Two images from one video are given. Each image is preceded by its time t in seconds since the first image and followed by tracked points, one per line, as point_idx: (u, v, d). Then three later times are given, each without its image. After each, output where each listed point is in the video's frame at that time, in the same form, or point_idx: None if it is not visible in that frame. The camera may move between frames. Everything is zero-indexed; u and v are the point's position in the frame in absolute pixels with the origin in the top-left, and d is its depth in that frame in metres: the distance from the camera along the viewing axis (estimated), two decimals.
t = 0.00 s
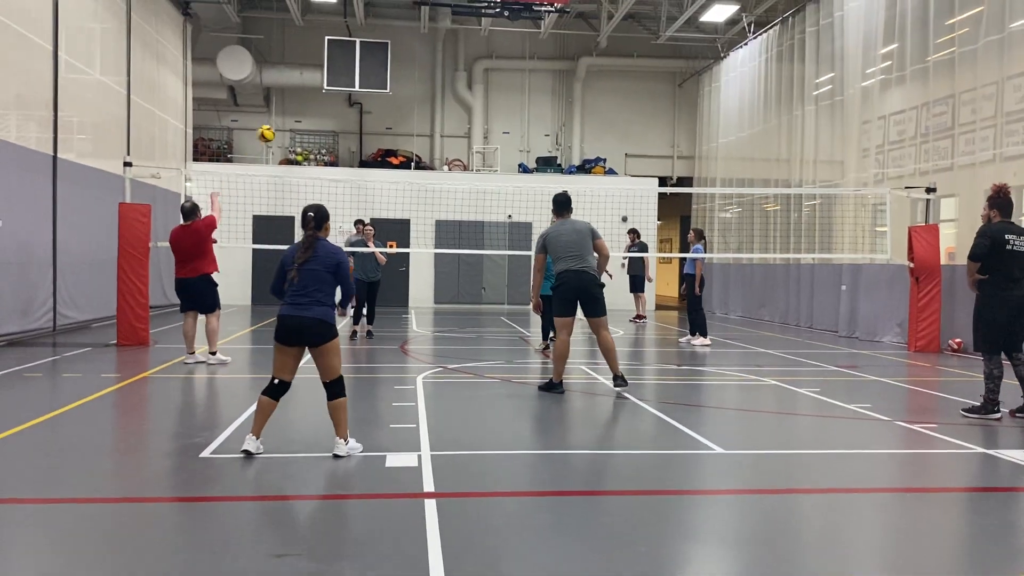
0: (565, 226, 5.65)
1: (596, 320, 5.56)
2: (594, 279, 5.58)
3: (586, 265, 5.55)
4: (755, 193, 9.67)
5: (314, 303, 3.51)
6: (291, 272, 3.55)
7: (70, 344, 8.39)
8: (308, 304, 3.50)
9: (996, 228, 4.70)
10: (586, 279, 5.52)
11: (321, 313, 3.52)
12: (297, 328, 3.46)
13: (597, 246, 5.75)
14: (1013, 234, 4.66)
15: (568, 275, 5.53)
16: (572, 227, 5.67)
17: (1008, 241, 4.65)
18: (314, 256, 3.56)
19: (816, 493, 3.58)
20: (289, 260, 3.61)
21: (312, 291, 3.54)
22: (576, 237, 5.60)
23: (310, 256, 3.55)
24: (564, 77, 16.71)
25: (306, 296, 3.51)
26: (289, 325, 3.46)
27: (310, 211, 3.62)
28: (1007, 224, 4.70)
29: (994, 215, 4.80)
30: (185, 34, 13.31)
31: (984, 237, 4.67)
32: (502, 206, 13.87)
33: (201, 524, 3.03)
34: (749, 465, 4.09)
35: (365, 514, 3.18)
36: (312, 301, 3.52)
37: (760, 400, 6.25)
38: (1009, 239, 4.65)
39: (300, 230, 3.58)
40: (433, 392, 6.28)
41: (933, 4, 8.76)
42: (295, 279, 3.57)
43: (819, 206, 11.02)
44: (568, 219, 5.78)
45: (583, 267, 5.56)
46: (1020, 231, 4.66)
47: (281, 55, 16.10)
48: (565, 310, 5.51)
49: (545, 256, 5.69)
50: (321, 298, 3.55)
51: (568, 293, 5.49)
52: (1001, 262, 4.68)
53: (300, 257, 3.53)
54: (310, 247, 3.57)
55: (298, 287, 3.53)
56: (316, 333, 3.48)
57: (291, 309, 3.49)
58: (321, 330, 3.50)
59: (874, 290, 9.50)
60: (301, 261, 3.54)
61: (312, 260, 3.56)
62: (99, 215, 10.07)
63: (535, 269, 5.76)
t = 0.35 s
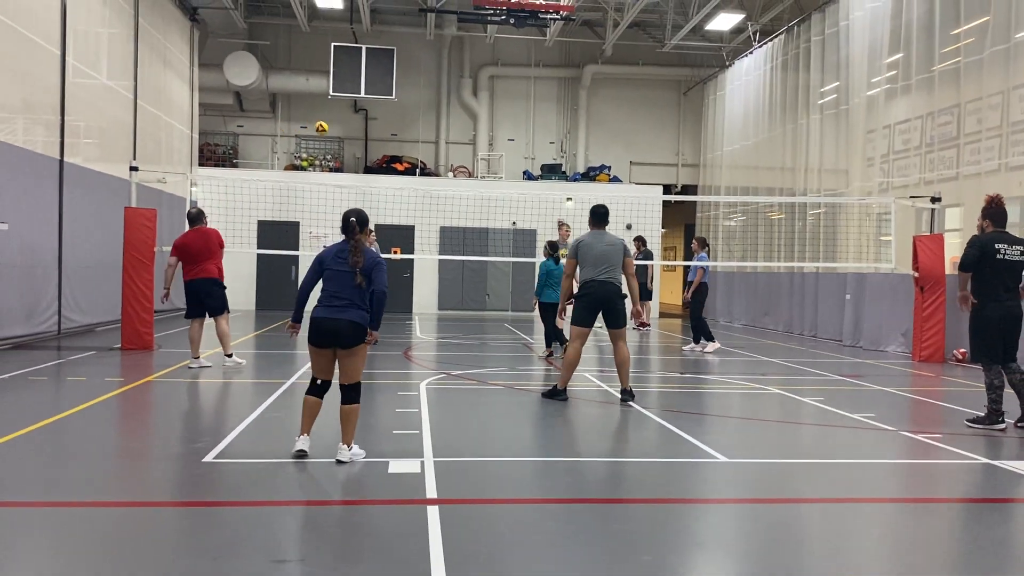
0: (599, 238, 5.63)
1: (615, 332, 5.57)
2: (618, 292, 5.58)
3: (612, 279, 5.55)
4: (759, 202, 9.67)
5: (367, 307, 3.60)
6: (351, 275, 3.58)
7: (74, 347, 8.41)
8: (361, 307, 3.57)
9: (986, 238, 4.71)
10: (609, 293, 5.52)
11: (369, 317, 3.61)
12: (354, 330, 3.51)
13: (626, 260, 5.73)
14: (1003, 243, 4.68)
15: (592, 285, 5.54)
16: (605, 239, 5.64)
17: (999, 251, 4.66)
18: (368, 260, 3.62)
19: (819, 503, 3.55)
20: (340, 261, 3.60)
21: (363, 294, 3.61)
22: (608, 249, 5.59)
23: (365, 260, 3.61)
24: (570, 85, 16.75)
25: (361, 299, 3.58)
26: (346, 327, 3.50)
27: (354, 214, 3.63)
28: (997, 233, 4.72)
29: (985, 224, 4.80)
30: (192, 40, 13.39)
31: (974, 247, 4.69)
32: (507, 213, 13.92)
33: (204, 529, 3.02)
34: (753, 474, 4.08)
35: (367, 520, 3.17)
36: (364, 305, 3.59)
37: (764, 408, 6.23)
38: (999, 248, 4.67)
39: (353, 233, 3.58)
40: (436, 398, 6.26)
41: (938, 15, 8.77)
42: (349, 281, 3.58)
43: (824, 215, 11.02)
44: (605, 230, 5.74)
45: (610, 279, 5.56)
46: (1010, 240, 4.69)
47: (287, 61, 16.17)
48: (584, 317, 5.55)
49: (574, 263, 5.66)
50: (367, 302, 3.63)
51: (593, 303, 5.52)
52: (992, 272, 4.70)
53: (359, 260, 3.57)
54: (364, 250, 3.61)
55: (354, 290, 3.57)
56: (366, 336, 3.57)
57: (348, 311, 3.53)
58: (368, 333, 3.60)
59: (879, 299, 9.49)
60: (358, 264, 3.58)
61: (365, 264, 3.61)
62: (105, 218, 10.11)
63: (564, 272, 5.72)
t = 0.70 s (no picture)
0: (613, 241, 5.63)
1: (623, 333, 5.55)
2: (630, 295, 5.58)
3: (624, 282, 5.56)
4: (761, 205, 9.67)
5: (375, 308, 3.60)
6: (358, 278, 3.57)
7: (76, 348, 8.41)
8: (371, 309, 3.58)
9: (986, 242, 4.71)
10: (621, 295, 5.53)
11: (378, 318, 3.62)
12: (362, 332, 3.53)
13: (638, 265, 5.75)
14: (1002, 246, 4.68)
15: (604, 287, 5.54)
16: (618, 243, 5.65)
17: (998, 254, 4.67)
18: (375, 264, 3.60)
19: (820, 506, 3.55)
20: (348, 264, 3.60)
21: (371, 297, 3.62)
22: (621, 252, 5.60)
23: (372, 264, 3.59)
24: (571, 87, 16.78)
25: (369, 301, 3.57)
26: (352, 329, 3.52)
27: (363, 219, 3.62)
28: (996, 237, 4.72)
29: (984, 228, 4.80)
30: (194, 42, 13.43)
31: (975, 252, 4.69)
32: (508, 216, 13.99)
33: (205, 530, 3.02)
34: (754, 477, 4.07)
35: (370, 521, 3.18)
36: (373, 306, 3.60)
37: (766, 411, 6.21)
38: (998, 251, 4.67)
39: (361, 238, 3.57)
40: (437, 400, 6.26)
41: (940, 18, 8.78)
42: (355, 285, 3.59)
43: (825, 218, 11.04)
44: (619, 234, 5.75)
45: (621, 281, 5.57)
46: (1009, 243, 4.69)
47: (289, 63, 16.19)
48: (595, 320, 5.57)
49: (587, 264, 5.66)
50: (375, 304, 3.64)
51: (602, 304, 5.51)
52: (991, 275, 4.70)
53: (365, 264, 3.55)
54: (372, 253, 3.60)
55: (360, 293, 3.57)
56: (375, 338, 3.58)
57: (354, 313, 3.54)
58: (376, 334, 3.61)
59: (880, 302, 9.48)
60: (364, 267, 3.57)
61: (372, 268, 3.60)
62: (107, 219, 10.12)
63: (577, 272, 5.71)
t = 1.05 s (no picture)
0: (605, 242, 5.66)
1: (620, 333, 5.52)
2: (625, 294, 5.58)
3: (618, 282, 5.56)
4: (762, 205, 9.66)
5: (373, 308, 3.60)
6: (352, 280, 3.57)
7: (76, 349, 8.41)
8: (368, 308, 3.58)
9: (995, 244, 4.72)
10: (616, 294, 5.52)
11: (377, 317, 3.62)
12: (361, 331, 3.54)
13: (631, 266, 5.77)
14: (1011, 250, 4.68)
15: (598, 287, 5.54)
16: (611, 244, 5.68)
17: (1006, 257, 4.67)
18: (370, 266, 3.63)
19: (820, 508, 3.55)
20: (342, 268, 3.61)
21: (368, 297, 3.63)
22: (614, 253, 5.61)
23: (367, 266, 3.61)
24: (572, 88, 16.79)
25: (365, 301, 3.58)
26: (351, 329, 3.52)
27: (354, 223, 3.64)
28: (1006, 239, 4.72)
29: (996, 232, 4.80)
30: (195, 43, 13.44)
31: (983, 254, 4.71)
32: (508, 217, 13.95)
33: (205, 531, 3.02)
34: (754, 478, 4.07)
35: (370, 522, 3.18)
36: (370, 306, 3.60)
37: (766, 412, 6.20)
38: (1006, 254, 4.67)
39: (353, 242, 3.59)
40: (437, 401, 6.25)
41: (941, 19, 8.78)
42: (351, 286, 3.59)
43: (826, 219, 11.04)
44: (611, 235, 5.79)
45: (616, 281, 5.56)
46: (1018, 247, 4.69)
47: (290, 64, 16.21)
48: (592, 322, 5.54)
49: (580, 266, 5.66)
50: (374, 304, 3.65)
51: (597, 305, 5.49)
52: (997, 279, 4.69)
53: (359, 266, 3.57)
54: (365, 255, 3.62)
55: (358, 294, 3.58)
56: (375, 337, 3.59)
57: (352, 314, 3.54)
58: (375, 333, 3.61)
59: (881, 304, 9.48)
60: (359, 269, 3.58)
61: (367, 269, 3.62)
62: (107, 221, 10.12)
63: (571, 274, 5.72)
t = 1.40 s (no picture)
0: (607, 241, 5.64)
1: (621, 333, 5.52)
2: (625, 294, 5.57)
3: (617, 283, 5.56)
4: (762, 204, 9.65)
5: (369, 305, 3.60)
6: (343, 280, 3.60)
7: (76, 350, 8.40)
8: (364, 304, 3.59)
9: (1003, 239, 4.70)
10: (616, 296, 5.52)
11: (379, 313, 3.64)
12: (358, 325, 3.52)
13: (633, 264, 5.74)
14: (1018, 247, 4.65)
15: (599, 288, 5.54)
16: (612, 243, 5.65)
17: (1014, 253, 4.63)
18: (365, 266, 3.67)
19: (820, 508, 3.55)
20: (336, 271, 3.66)
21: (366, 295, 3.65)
22: (614, 252, 5.59)
23: (361, 266, 3.65)
24: (572, 88, 16.79)
25: (359, 299, 3.58)
26: (347, 325, 3.52)
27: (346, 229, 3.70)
28: (1012, 237, 4.70)
29: (1004, 231, 4.76)
30: (195, 43, 13.45)
31: (990, 247, 4.69)
32: (509, 217, 13.96)
33: (205, 531, 3.02)
34: (754, 478, 4.07)
35: (369, 523, 3.17)
36: (366, 303, 3.60)
37: (766, 412, 6.19)
38: (1014, 251, 4.64)
39: (345, 245, 3.64)
40: (438, 401, 6.25)
41: (941, 18, 8.78)
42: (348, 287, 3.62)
43: (826, 218, 11.04)
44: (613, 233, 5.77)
45: (616, 282, 5.56)
46: None
47: (291, 64, 16.21)
48: (593, 322, 5.55)
49: (581, 264, 5.66)
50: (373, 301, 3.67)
51: (598, 307, 5.49)
52: (1001, 277, 4.68)
53: (350, 266, 3.59)
54: (358, 256, 3.65)
55: (355, 293, 3.60)
56: (376, 332, 3.58)
57: (346, 311, 3.55)
58: (378, 328, 3.61)
59: (881, 303, 9.47)
60: (354, 269, 3.62)
61: (362, 269, 3.66)
62: (107, 221, 10.11)
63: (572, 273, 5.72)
